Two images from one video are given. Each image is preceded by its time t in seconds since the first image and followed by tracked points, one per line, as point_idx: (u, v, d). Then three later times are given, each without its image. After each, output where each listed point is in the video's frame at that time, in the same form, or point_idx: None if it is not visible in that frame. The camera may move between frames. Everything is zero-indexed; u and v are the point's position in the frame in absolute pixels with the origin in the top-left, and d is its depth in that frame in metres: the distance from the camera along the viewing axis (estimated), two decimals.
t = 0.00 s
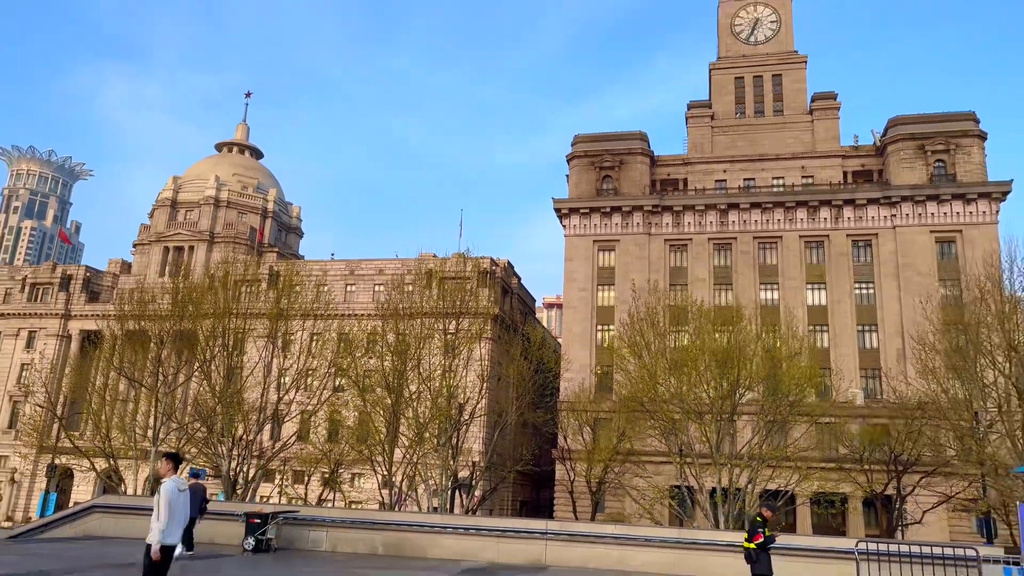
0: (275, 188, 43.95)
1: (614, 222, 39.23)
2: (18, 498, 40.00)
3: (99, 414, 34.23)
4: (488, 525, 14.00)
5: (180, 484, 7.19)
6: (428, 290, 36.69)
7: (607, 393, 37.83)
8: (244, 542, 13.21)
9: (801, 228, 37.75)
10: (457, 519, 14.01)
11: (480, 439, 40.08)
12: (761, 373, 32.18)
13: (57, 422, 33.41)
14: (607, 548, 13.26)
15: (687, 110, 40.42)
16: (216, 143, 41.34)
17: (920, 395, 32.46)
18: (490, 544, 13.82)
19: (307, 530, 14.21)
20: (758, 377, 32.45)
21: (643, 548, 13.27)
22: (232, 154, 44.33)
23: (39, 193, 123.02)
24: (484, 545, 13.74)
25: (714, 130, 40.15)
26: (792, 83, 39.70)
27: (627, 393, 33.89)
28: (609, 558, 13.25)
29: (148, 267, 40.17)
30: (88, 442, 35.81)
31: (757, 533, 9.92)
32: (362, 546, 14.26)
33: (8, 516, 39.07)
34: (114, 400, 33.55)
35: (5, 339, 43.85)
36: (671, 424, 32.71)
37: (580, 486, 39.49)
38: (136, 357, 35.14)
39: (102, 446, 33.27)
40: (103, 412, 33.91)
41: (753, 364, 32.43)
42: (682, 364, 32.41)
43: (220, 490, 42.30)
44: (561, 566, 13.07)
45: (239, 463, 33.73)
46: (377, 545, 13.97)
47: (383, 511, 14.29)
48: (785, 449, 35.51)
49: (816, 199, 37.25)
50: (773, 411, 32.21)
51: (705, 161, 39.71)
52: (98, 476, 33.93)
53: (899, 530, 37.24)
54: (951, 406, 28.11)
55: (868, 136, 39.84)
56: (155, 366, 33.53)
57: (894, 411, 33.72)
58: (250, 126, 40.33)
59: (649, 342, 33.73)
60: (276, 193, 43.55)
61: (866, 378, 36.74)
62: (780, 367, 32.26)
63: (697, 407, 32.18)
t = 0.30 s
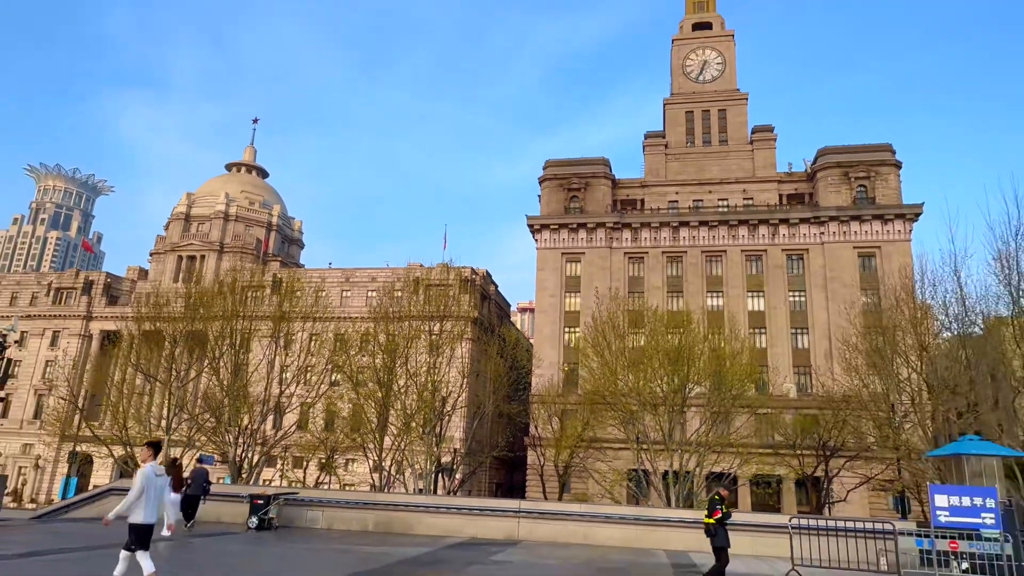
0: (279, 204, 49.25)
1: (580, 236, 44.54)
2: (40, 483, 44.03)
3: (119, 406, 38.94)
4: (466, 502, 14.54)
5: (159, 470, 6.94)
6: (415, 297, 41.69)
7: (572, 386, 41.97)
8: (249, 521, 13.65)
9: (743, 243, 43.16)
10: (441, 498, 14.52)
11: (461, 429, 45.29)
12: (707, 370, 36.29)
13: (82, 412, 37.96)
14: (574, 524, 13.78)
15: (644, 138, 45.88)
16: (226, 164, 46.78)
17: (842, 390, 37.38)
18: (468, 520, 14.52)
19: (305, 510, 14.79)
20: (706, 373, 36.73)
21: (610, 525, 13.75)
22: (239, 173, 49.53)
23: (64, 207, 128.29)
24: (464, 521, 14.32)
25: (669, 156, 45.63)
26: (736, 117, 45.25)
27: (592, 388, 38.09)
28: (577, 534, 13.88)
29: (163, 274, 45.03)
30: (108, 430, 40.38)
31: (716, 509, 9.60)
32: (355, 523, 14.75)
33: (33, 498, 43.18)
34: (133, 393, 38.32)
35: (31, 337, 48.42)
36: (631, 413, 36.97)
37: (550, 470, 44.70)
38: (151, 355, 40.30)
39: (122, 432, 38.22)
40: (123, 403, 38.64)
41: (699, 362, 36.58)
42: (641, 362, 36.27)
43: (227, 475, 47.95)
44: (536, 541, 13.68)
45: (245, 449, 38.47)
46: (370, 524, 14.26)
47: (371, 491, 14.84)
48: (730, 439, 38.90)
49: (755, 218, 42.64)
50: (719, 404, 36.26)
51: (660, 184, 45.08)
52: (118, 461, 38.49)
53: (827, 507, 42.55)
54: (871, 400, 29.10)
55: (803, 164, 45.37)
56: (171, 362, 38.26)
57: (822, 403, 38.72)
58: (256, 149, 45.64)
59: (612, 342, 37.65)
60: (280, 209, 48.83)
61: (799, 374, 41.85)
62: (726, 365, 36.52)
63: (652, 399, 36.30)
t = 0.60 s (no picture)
0: (264, 212, 51.20)
1: (555, 246, 46.76)
2: (25, 483, 45.01)
3: (105, 408, 40.21)
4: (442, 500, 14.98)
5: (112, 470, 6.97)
6: (395, 302, 43.49)
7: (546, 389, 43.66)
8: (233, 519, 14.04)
9: (708, 253, 45.54)
10: (419, 498, 14.96)
11: (440, 429, 47.25)
12: (674, 374, 37.30)
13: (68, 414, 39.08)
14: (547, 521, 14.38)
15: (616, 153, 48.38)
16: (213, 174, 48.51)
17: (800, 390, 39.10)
18: (446, 518, 14.85)
19: (286, 508, 15.10)
20: (673, 376, 37.41)
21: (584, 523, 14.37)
22: (226, 182, 51.44)
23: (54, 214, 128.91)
24: (444, 519, 14.87)
25: (638, 170, 48.20)
26: (701, 134, 47.95)
27: (565, 390, 39.14)
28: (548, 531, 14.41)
29: (150, 279, 46.39)
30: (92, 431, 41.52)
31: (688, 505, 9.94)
32: (335, 521, 15.05)
33: (18, 498, 44.09)
34: (119, 395, 39.62)
35: (18, 341, 49.51)
36: (601, 415, 37.70)
37: (524, 468, 46.75)
38: (137, 359, 41.04)
39: (107, 433, 39.46)
40: (109, 405, 39.94)
41: (669, 366, 37.62)
42: (613, 366, 37.51)
43: (211, 474, 49.55)
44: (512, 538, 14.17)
45: (228, 449, 39.88)
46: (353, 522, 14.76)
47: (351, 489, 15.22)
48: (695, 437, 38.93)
49: (719, 230, 45.06)
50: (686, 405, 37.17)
51: (630, 197, 47.51)
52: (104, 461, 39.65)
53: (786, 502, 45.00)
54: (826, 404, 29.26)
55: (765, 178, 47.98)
56: (156, 365, 39.57)
57: (783, 404, 40.96)
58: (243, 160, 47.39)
59: (584, 346, 38.78)
60: (265, 217, 50.77)
61: (760, 377, 43.92)
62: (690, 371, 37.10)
63: (621, 401, 37.34)
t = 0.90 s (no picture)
0: (252, 220, 53.28)
1: (531, 254, 49.22)
2: (14, 482, 46.25)
3: (93, 409, 41.56)
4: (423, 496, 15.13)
5: (67, 470, 6.62)
6: (378, 307, 45.46)
7: (521, 391, 45.58)
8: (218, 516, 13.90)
9: (675, 261, 48.27)
10: (400, 493, 15.01)
11: (420, 429, 49.54)
12: (642, 375, 37.32)
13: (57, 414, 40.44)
14: (522, 515, 14.38)
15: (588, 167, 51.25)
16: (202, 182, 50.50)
17: (760, 390, 41.14)
18: (425, 514, 14.94)
19: (270, 505, 14.91)
20: (643, 377, 37.57)
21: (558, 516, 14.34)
22: (215, 191, 53.51)
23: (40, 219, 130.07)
24: (421, 514, 14.81)
25: (609, 183, 51.08)
26: (669, 149, 51.07)
27: (541, 391, 39.80)
28: (523, 525, 14.56)
29: (139, 284, 47.98)
30: (80, 432, 42.85)
31: (668, 502, 9.73)
32: (318, 517, 14.94)
33: (6, 497, 45.25)
34: (107, 396, 41.06)
35: (7, 344, 50.75)
36: (574, 414, 37.74)
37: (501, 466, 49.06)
38: (126, 361, 42.53)
39: (95, 433, 40.86)
40: (97, 406, 41.26)
41: (637, 367, 37.51)
42: (586, 367, 37.63)
43: (197, 473, 51.25)
44: (487, 532, 14.16)
45: (215, 448, 41.48)
46: (332, 518, 14.62)
47: (333, 486, 15.12)
48: (663, 436, 40.03)
49: (685, 240, 47.92)
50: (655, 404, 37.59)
51: (602, 208, 50.32)
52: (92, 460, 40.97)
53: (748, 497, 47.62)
54: (784, 403, 28.20)
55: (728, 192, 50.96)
56: (144, 366, 41.03)
57: (743, 404, 43.06)
58: (232, 169, 49.50)
59: (558, 349, 39.13)
60: (252, 224, 52.83)
61: (723, 378, 45.95)
62: (658, 372, 37.39)
63: (592, 401, 37.55)
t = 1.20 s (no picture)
0: (238, 225, 55.06)
1: (508, 260, 51.53)
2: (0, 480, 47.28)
3: (80, 408, 42.65)
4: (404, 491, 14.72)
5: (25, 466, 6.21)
6: (360, 310, 46.96)
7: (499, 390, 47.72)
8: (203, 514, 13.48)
9: (644, 267, 50.86)
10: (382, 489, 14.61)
11: (401, 428, 51.73)
12: (614, 375, 38.92)
13: (44, 414, 41.57)
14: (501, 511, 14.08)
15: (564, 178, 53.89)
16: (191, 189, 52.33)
17: (724, 390, 43.37)
18: (406, 509, 14.63)
19: (255, 502, 14.49)
20: (614, 377, 39.04)
21: (533, 511, 14.35)
22: (202, 197, 55.28)
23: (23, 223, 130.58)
24: (400, 511, 14.69)
25: (583, 193, 53.77)
26: (639, 162, 54.00)
27: (517, 391, 41.21)
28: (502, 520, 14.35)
29: (127, 287, 49.33)
30: (67, 432, 43.97)
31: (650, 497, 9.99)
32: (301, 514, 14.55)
33: None
34: (95, 396, 42.27)
35: None
36: (549, 413, 39.23)
37: (479, 463, 51.28)
38: (113, 361, 43.67)
39: (82, 433, 42.00)
40: (84, 406, 42.36)
41: (610, 367, 39.14)
42: (561, 367, 39.15)
43: (182, 471, 52.71)
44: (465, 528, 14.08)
45: (200, 446, 42.85)
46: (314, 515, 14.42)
47: (316, 481, 14.72)
48: (633, 434, 41.68)
49: (655, 247, 50.57)
50: (626, 403, 39.19)
51: (576, 217, 52.95)
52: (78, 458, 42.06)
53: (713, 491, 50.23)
54: (746, 402, 28.47)
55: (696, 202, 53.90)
56: (131, 367, 42.22)
57: (707, 402, 45.07)
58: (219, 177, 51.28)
59: (534, 351, 40.39)
60: (238, 229, 54.59)
61: (690, 378, 48.23)
62: (629, 371, 38.97)
63: (566, 400, 39.09)
